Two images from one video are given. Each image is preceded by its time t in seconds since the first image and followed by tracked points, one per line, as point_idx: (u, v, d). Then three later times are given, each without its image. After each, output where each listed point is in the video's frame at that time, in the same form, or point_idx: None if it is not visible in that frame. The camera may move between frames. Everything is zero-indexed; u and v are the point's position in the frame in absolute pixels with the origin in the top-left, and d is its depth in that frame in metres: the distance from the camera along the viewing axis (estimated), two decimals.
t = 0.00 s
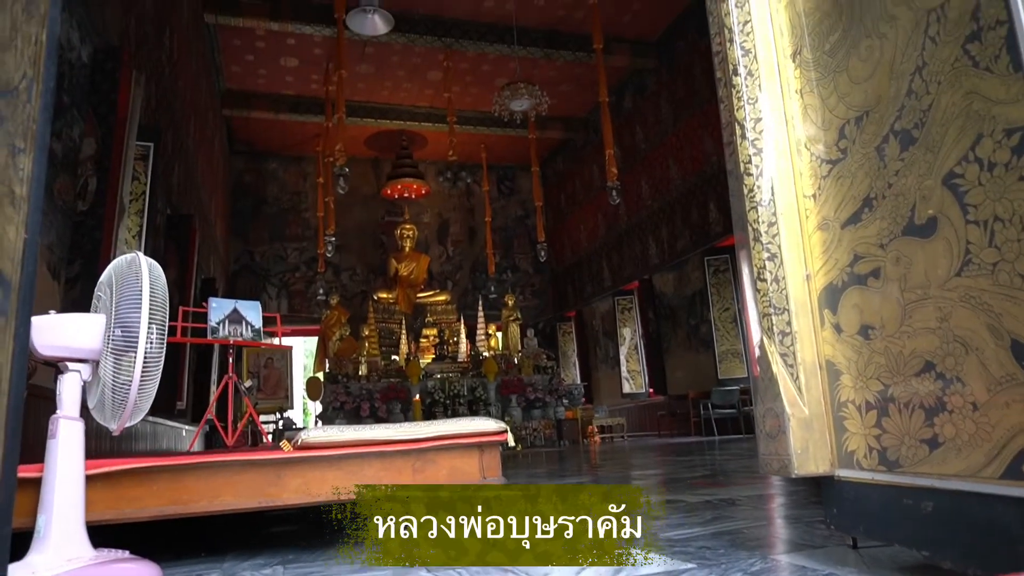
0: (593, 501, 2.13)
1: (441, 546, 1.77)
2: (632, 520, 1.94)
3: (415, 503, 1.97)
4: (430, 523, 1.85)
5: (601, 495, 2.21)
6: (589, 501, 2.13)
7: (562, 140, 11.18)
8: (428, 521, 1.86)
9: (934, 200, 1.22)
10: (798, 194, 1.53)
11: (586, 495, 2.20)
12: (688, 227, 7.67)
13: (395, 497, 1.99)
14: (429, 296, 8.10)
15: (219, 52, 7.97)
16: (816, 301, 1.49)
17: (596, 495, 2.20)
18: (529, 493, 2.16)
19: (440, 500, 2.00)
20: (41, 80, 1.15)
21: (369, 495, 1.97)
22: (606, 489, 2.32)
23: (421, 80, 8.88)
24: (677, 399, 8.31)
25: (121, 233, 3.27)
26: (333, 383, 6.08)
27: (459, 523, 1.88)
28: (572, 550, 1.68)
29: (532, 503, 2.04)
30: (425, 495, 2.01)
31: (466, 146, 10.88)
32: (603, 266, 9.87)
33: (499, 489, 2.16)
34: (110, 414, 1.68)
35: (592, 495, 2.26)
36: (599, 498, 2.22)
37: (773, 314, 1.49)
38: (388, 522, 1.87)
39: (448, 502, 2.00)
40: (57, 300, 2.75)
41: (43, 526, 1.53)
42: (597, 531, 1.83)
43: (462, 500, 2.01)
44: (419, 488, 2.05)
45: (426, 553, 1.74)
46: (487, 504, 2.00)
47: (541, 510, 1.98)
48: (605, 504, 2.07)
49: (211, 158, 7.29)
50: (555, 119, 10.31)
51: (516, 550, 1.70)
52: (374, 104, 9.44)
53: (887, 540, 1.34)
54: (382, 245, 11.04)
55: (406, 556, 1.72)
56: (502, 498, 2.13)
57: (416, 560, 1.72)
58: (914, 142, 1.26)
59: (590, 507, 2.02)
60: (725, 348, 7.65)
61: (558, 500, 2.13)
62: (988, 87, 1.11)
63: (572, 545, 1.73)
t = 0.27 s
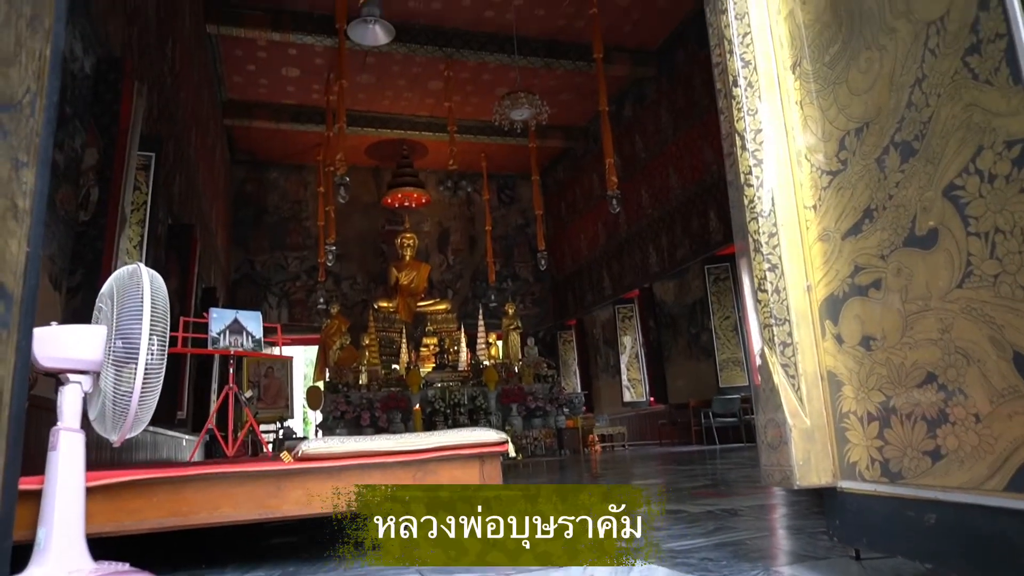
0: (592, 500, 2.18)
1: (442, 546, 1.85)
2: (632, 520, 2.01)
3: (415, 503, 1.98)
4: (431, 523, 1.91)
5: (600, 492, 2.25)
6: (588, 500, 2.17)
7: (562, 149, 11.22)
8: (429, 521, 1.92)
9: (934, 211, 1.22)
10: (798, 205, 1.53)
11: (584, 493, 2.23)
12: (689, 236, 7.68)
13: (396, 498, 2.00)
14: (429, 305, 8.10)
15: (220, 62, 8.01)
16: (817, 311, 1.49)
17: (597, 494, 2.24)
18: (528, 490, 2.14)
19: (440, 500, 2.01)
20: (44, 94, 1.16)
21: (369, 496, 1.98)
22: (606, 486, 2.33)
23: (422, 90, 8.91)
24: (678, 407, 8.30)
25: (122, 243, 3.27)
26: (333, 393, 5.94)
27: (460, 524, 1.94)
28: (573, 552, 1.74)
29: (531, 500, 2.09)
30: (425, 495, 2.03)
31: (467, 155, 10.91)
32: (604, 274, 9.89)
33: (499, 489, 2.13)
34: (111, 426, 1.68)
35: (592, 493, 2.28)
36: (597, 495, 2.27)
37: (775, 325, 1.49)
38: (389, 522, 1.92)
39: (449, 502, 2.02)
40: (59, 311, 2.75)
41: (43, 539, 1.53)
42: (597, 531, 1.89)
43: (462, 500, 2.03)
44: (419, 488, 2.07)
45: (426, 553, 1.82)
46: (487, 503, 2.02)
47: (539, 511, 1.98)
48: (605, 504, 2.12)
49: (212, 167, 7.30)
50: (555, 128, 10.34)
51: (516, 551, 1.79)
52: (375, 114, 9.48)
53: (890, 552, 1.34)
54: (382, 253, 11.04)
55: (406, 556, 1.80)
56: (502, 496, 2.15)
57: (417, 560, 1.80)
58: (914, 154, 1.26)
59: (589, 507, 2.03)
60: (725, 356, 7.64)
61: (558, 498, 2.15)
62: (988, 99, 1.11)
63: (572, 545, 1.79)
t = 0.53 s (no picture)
0: (592, 501, 2.26)
1: (442, 545, 1.91)
2: (632, 520, 2.16)
3: (414, 504, 2.02)
4: (431, 524, 1.96)
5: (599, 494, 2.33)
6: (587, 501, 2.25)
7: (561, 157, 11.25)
8: (429, 521, 1.97)
9: (933, 222, 1.22)
10: (797, 215, 1.54)
11: (584, 496, 2.29)
12: (688, 244, 7.69)
13: (396, 498, 2.03)
14: (428, 313, 8.10)
15: (219, 71, 8.03)
16: (816, 322, 1.50)
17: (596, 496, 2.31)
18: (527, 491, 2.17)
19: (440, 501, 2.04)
20: (44, 106, 1.16)
21: (369, 496, 1.99)
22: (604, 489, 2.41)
23: (421, 98, 8.95)
24: (677, 416, 8.29)
25: (121, 252, 3.27)
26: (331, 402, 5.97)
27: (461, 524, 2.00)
28: (576, 553, 1.81)
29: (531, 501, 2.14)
30: (425, 495, 2.07)
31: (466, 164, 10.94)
32: (603, 282, 9.91)
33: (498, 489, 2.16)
34: (109, 436, 1.67)
35: (591, 497, 2.33)
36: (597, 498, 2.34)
37: (774, 335, 1.49)
38: (388, 523, 1.98)
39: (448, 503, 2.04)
40: (57, 320, 2.74)
41: (39, 550, 1.49)
42: (597, 531, 1.99)
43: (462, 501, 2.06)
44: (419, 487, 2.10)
45: (426, 553, 1.88)
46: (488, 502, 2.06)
47: (541, 510, 2.08)
48: (606, 505, 2.22)
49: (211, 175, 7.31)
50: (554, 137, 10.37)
51: (516, 551, 1.85)
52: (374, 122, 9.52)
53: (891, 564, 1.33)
54: (381, 261, 11.06)
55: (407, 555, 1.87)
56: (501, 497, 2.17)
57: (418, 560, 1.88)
58: (912, 165, 1.26)
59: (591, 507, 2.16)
60: (725, 365, 7.63)
61: (558, 500, 2.22)
62: (985, 111, 1.11)
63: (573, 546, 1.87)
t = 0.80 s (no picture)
0: (592, 501, 2.34)
1: (443, 546, 2.05)
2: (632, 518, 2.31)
3: (415, 504, 2.07)
4: (432, 524, 2.07)
5: (598, 494, 2.40)
6: (587, 501, 2.32)
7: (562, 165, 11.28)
8: (429, 521, 2.08)
9: (933, 233, 1.22)
10: (798, 226, 1.54)
11: (584, 496, 2.34)
12: (688, 252, 7.70)
13: (396, 498, 2.05)
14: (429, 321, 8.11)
15: (221, 79, 8.06)
16: (817, 332, 1.50)
17: (596, 497, 2.37)
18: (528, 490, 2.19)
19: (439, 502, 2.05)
20: (47, 117, 1.17)
21: (369, 497, 1.99)
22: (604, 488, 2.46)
23: (422, 106, 8.98)
24: (678, 424, 8.28)
25: (122, 260, 3.27)
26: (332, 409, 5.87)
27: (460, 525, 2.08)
28: (576, 552, 1.95)
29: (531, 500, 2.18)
30: (426, 495, 2.07)
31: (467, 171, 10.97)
32: (603, 290, 9.93)
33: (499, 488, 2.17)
34: (109, 445, 1.67)
35: (591, 498, 2.38)
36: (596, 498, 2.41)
37: (775, 345, 1.49)
38: (389, 523, 2.04)
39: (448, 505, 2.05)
40: (58, 329, 2.74)
41: (38, 561, 1.48)
42: (596, 531, 2.14)
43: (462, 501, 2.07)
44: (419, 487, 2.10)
45: (428, 554, 2.03)
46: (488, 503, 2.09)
47: (541, 510, 2.18)
48: (605, 505, 2.35)
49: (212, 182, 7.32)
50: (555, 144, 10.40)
51: (516, 551, 2.00)
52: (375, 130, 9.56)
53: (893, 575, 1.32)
54: (382, 269, 11.08)
55: (407, 556, 2.03)
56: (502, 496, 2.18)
57: (419, 559, 2.04)
58: (913, 176, 1.26)
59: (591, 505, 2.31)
60: (726, 372, 7.61)
61: (558, 499, 2.28)
62: (985, 122, 1.11)
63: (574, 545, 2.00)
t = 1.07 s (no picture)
0: (592, 501, 2.30)
1: (442, 546, 2.00)
2: (629, 518, 2.39)
3: (415, 503, 2.03)
4: (431, 524, 2.02)
5: (598, 492, 2.36)
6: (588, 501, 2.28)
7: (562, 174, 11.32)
8: (429, 521, 2.03)
9: (933, 245, 1.23)
10: (798, 236, 1.54)
11: (584, 494, 2.28)
12: (688, 261, 7.71)
13: (396, 498, 2.02)
14: (429, 330, 8.12)
15: (222, 89, 8.09)
16: (817, 343, 1.50)
17: (596, 496, 2.33)
18: (529, 490, 2.09)
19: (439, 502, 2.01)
20: (48, 130, 1.17)
21: (369, 496, 1.96)
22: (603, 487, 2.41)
23: (423, 115, 9.01)
24: (679, 433, 8.26)
25: (123, 268, 3.27)
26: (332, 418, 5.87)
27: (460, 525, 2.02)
28: (575, 551, 2.21)
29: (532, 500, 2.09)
30: (426, 495, 2.05)
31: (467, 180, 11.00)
32: (603, 299, 9.94)
33: (499, 488, 2.08)
34: (109, 456, 1.66)
35: (592, 499, 2.31)
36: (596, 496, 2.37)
37: (775, 356, 1.49)
38: (388, 523, 1.98)
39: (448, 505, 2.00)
40: (59, 338, 2.74)
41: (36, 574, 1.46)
42: (595, 531, 2.29)
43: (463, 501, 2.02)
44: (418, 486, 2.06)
45: (427, 554, 2.00)
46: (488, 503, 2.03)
47: (541, 510, 2.11)
48: (605, 505, 2.36)
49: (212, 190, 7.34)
50: (555, 153, 10.44)
51: (516, 552, 2.06)
52: (376, 139, 9.60)
53: None
54: (382, 278, 11.08)
55: (407, 556, 2.01)
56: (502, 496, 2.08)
57: (419, 558, 2.03)
58: (913, 188, 1.27)
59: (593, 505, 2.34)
60: (726, 381, 7.59)
61: (558, 500, 2.15)
62: (984, 136, 1.12)
63: (573, 544, 2.24)
